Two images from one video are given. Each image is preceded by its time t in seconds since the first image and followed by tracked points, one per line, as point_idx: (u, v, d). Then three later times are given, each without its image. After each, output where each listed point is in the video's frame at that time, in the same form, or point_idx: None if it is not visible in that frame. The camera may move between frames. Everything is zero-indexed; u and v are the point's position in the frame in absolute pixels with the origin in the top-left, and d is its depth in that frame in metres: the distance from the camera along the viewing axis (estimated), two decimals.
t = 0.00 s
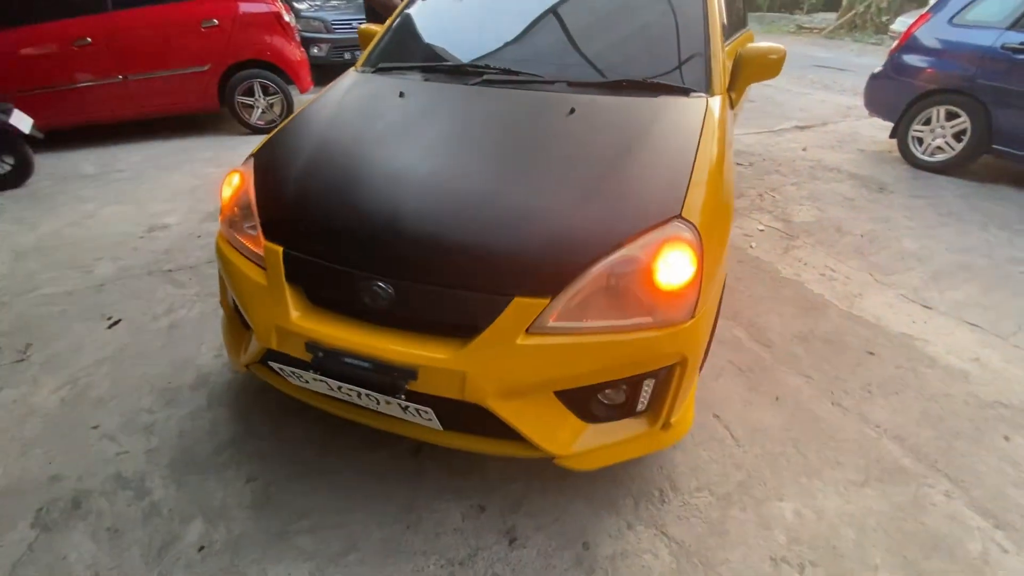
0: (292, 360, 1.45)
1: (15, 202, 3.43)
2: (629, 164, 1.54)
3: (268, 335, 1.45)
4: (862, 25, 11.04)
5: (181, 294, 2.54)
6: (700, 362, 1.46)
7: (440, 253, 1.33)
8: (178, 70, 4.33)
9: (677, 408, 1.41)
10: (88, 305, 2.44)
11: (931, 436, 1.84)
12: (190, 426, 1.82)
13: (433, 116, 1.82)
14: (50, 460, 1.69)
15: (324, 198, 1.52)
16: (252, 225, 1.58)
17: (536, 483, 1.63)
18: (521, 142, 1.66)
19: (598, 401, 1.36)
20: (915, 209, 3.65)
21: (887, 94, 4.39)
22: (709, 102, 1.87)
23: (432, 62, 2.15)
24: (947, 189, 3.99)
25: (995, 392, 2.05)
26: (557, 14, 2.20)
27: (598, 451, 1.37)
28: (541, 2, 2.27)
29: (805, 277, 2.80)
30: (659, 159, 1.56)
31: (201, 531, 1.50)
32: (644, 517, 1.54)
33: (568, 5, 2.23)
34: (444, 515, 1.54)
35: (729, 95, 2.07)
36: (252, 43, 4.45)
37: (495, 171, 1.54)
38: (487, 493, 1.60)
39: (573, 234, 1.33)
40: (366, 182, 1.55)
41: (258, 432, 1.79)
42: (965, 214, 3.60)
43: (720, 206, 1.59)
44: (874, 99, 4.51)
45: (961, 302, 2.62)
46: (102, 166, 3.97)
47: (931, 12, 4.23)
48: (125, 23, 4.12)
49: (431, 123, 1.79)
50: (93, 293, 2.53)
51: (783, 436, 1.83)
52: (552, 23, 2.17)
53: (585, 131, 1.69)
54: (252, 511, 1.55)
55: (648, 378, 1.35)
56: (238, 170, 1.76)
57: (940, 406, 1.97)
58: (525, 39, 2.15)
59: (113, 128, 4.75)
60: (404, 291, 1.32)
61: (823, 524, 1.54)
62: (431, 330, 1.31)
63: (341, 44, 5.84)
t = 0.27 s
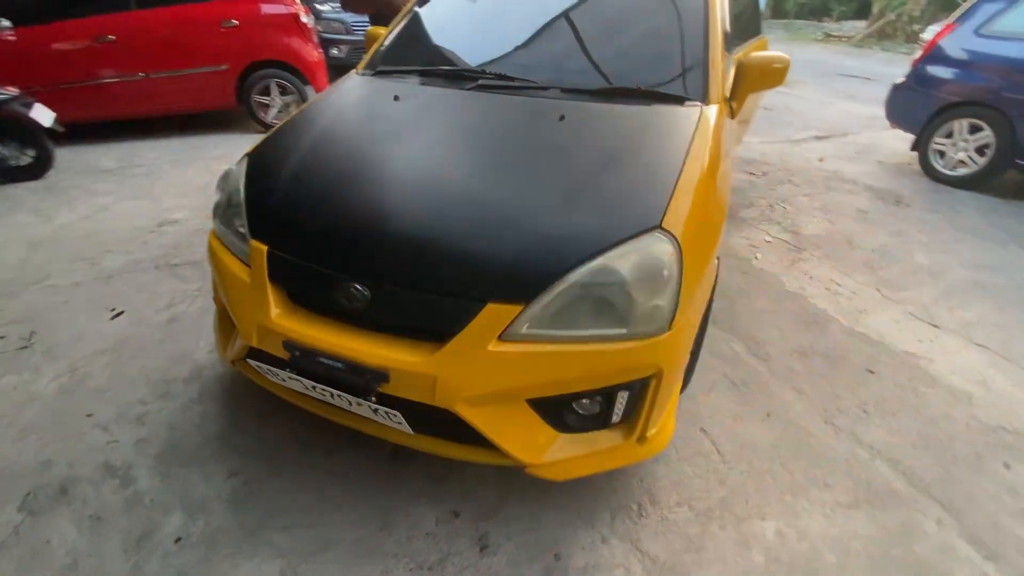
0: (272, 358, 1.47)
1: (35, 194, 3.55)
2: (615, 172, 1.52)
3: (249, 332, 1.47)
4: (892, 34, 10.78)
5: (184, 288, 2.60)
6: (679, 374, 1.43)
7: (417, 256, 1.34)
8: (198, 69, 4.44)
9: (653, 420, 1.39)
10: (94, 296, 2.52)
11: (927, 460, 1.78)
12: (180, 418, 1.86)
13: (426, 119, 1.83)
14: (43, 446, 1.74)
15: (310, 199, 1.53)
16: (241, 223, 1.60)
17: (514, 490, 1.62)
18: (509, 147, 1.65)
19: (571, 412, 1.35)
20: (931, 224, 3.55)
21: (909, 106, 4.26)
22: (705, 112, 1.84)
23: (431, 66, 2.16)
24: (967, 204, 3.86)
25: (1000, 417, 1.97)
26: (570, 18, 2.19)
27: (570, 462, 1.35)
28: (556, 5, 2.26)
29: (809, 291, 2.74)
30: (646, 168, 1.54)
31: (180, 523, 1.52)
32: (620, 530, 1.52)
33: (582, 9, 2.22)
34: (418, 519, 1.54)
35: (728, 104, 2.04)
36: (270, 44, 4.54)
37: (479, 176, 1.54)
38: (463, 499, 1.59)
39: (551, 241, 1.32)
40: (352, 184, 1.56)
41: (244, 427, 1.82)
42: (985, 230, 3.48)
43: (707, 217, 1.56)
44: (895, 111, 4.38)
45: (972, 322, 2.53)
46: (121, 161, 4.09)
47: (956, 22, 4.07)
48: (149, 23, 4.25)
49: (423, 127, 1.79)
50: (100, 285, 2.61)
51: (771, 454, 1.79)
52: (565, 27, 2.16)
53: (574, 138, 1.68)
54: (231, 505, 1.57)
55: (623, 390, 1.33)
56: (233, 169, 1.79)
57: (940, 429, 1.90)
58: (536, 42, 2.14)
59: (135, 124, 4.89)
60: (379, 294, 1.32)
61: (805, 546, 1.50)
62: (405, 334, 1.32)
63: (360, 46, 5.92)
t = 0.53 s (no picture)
0: (258, 347, 1.50)
1: (63, 183, 3.70)
2: (604, 172, 1.50)
3: (237, 322, 1.50)
4: (932, 38, 10.38)
5: (193, 277, 2.67)
6: (660, 380, 1.41)
7: (397, 251, 1.34)
8: (222, 65, 4.56)
9: (631, 425, 1.37)
10: (108, 283, 2.60)
11: (927, 480, 1.71)
12: (176, 403, 1.91)
13: (422, 115, 1.83)
14: (47, 424, 1.81)
15: (300, 191, 1.55)
16: (235, 214, 1.64)
17: (494, 490, 1.62)
18: (501, 144, 1.64)
19: (546, 413, 1.34)
20: (956, 236, 3.41)
21: (940, 113, 4.09)
22: (704, 113, 1.80)
23: (434, 62, 2.17)
24: (997, 216, 3.70)
25: (1011, 439, 1.88)
26: (585, 16, 2.13)
27: (544, 462, 1.34)
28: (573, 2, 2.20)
29: (818, 300, 2.66)
30: (636, 167, 1.51)
31: (166, 505, 1.56)
32: (598, 535, 1.50)
33: (598, 7, 2.16)
34: (396, 513, 1.55)
35: (731, 106, 2.00)
36: (292, 42, 4.63)
37: (467, 172, 1.53)
38: (443, 496, 1.60)
39: (530, 240, 1.31)
40: (342, 177, 1.57)
41: (237, 415, 1.86)
42: (1013, 243, 3.33)
43: (697, 221, 1.53)
44: (924, 118, 4.20)
45: (990, 339, 2.42)
46: (146, 153, 4.22)
47: (990, 26, 3.90)
48: (177, 19, 4.37)
49: (418, 122, 1.80)
50: (115, 271, 2.70)
51: (763, 466, 1.74)
52: (580, 25, 2.11)
53: (567, 137, 1.66)
54: (217, 490, 1.60)
55: (599, 394, 1.31)
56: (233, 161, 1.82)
57: (944, 449, 1.82)
58: (551, 39, 2.09)
59: (162, 118, 5.05)
60: (359, 287, 1.33)
61: (788, 563, 1.46)
62: (383, 328, 1.32)
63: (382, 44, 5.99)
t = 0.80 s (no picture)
0: (271, 336, 1.55)
1: (102, 176, 3.88)
2: (612, 173, 1.50)
3: (252, 311, 1.56)
4: (978, 44, 9.98)
5: (219, 269, 2.77)
6: (662, 382, 1.41)
7: (405, 246, 1.37)
8: (255, 66, 4.71)
9: (631, 426, 1.37)
10: (139, 272, 2.72)
11: (941, 498, 1.66)
12: (196, 388, 1.99)
13: (438, 114, 1.86)
14: (76, 403, 1.91)
15: (315, 186, 1.60)
16: (255, 208, 1.70)
17: (496, 485, 1.64)
18: (512, 143, 1.66)
19: (546, 410, 1.35)
20: (990, 249, 3.28)
21: (977, 121, 3.94)
22: (718, 118, 1.78)
23: (452, 63, 2.20)
24: None
25: None
26: (610, 18, 2.13)
27: (542, 460, 1.35)
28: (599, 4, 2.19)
29: (839, 311, 2.59)
30: (644, 170, 1.51)
31: (181, 484, 1.63)
32: (596, 535, 1.51)
33: (624, 9, 2.15)
34: (398, 504, 1.58)
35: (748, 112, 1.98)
36: (323, 44, 4.75)
37: (477, 170, 1.55)
38: (444, 489, 1.62)
39: (534, 238, 1.32)
40: (356, 173, 1.61)
41: (251, 402, 1.92)
42: None
43: (705, 225, 1.52)
44: (960, 125, 4.05)
45: (1020, 356, 2.33)
46: (180, 149, 4.39)
47: None
48: (213, 21, 4.54)
49: (433, 121, 1.83)
50: (146, 261, 2.82)
51: (769, 475, 1.71)
52: (604, 28, 2.10)
53: (578, 138, 1.67)
54: (229, 473, 1.66)
55: (598, 393, 1.32)
56: (255, 157, 1.89)
57: (962, 467, 1.76)
58: (575, 41, 2.09)
59: (198, 115, 5.24)
60: (367, 281, 1.37)
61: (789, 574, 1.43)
62: (389, 321, 1.36)
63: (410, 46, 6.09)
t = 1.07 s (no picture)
0: (296, 327, 1.62)
1: (145, 173, 4.08)
2: (629, 177, 1.53)
3: (280, 302, 1.64)
4: None
5: (250, 263, 2.89)
6: (673, 384, 1.42)
7: (425, 243, 1.42)
8: (291, 70, 4.89)
9: (640, 426, 1.39)
10: (176, 264, 2.86)
11: (961, 516, 1.62)
12: (224, 375, 2.08)
13: (462, 117, 1.92)
14: (114, 385, 2.02)
15: (342, 185, 1.67)
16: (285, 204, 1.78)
17: (506, 480, 1.67)
18: (532, 146, 1.70)
19: (557, 407, 1.38)
20: None
21: (1020, 132, 3.80)
22: (738, 125, 1.79)
23: (477, 69, 2.26)
24: None
25: None
26: (637, 25, 2.15)
27: (550, 456, 1.38)
28: (627, 11, 2.23)
29: (863, 323, 2.54)
30: (661, 173, 1.53)
31: (207, 465, 1.71)
32: (603, 534, 1.52)
33: (651, 16, 2.18)
34: (411, 493, 1.63)
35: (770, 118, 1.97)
36: (356, 49, 4.91)
37: (497, 171, 1.59)
38: (456, 481, 1.66)
39: (549, 238, 1.35)
40: (381, 173, 1.67)
41: (276, 390, 2.00)
42: None
43: (721, 230, 1.53)
44: (1001, 137, 3.92)
45: None
46: (218, 148, 4.58)
47: None
48: (253, 26, 4.72)
49: (457, 124, 1.88)
50: (183, 254, 2.96)
51: (782, 484, 1.70)
52: (631, 34, 2.13)
53: (597, 142, 1.70)
54: (252, 456, 1.74)
55: (607, 393, 1.35)
56: (287, 156, 1.98)
57: (985, 486, 1.72)
58: (600, 48, 2.13)
59: (236, 117, 5.46)
60: (388, 275, 1.43)
61: None
62: (407, 315, 1.41)
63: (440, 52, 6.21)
